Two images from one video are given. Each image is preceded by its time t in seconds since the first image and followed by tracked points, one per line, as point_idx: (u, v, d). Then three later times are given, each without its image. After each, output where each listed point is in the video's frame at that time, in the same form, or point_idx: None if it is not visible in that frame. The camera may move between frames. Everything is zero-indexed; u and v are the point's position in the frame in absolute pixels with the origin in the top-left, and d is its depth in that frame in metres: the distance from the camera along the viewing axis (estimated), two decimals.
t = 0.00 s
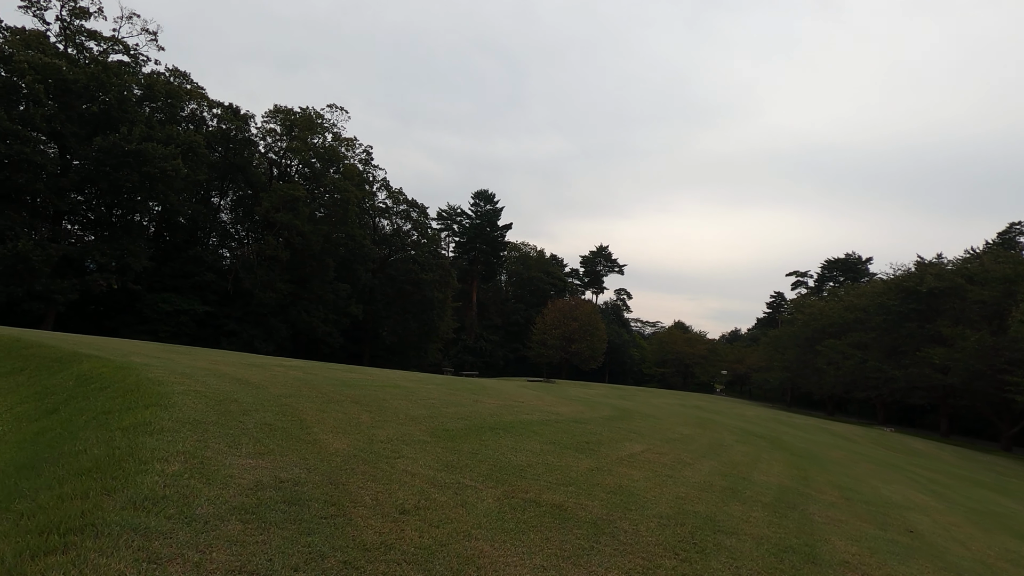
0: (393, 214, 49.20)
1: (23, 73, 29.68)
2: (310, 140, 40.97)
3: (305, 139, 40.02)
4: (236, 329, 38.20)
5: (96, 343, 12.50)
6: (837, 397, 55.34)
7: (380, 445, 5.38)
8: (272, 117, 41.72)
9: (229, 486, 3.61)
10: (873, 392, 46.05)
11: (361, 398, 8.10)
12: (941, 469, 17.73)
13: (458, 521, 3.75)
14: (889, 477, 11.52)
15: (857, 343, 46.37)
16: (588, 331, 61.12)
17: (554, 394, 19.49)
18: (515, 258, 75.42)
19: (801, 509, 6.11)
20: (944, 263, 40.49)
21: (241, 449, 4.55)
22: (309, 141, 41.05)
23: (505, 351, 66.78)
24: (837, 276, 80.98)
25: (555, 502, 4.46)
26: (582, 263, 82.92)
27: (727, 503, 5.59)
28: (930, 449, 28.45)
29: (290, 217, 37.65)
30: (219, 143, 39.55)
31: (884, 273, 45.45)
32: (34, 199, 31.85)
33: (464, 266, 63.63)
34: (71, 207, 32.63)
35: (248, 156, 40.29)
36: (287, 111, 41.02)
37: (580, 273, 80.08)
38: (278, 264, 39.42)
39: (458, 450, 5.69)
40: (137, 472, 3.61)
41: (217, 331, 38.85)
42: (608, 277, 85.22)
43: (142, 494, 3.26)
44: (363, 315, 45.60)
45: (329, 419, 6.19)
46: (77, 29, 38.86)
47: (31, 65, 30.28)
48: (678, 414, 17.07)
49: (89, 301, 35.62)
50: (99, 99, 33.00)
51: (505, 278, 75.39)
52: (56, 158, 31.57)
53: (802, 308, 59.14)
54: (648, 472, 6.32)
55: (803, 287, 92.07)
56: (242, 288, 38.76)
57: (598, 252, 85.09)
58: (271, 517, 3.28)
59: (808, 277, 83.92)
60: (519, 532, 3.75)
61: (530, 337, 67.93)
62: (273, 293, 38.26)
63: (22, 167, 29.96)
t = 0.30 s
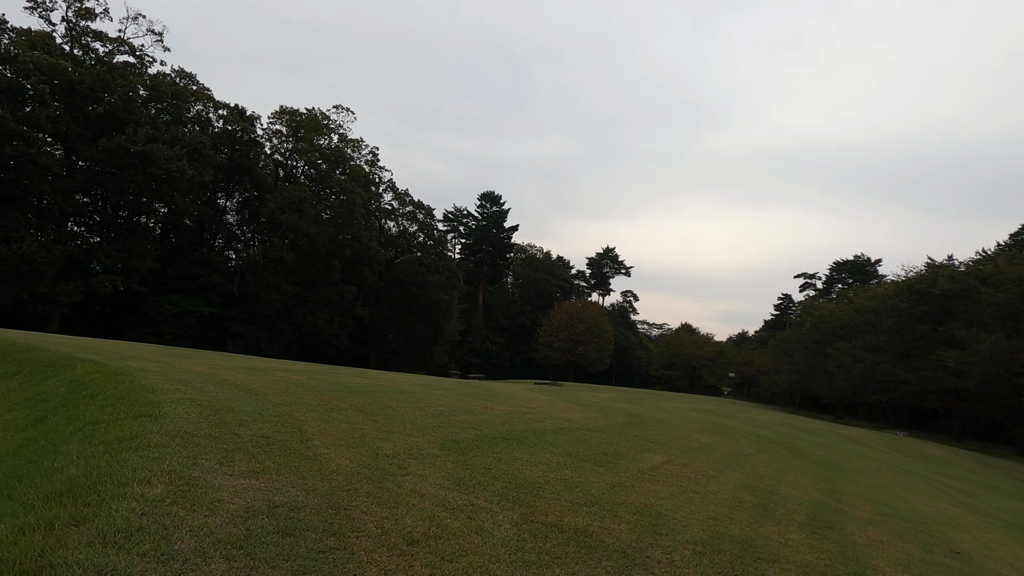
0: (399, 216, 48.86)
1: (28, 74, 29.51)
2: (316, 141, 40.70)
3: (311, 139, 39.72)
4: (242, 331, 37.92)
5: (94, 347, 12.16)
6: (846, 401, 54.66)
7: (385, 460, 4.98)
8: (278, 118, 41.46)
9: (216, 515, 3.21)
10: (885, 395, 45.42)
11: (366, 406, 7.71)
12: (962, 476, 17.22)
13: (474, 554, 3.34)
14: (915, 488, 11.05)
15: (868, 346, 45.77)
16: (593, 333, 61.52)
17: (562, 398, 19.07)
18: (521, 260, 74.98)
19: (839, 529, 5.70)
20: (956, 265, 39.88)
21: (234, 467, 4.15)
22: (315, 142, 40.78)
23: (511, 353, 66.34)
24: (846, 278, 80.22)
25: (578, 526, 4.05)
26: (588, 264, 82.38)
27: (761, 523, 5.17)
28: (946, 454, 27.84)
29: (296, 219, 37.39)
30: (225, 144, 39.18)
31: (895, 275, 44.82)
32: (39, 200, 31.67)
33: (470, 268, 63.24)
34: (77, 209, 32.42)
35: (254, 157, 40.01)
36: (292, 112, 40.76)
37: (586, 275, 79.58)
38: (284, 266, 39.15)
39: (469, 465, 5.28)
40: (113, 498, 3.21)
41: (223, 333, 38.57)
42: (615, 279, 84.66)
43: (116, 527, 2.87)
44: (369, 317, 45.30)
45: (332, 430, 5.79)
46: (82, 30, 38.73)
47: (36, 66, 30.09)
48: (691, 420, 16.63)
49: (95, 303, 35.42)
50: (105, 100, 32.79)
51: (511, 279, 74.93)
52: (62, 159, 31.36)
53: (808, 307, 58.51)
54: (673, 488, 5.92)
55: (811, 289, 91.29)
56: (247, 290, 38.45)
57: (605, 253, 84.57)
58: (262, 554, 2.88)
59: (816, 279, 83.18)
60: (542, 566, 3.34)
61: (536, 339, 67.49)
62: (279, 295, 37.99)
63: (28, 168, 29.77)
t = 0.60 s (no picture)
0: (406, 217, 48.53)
1: (35, 75, 29.36)
2: (323, 142, 40.46)
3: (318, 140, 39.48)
4: (248, 333, 37.66)
5: (95, 353, 11.83)
6: (857, 404, 53.93)
7: (396, 480, 4.60)
8: (285, 119, 41.22)
9: (207, 558, 2.84)
10: (898, 398, 44.76)
11: (374, 416, 7.33)
12: (986, 485, 16.69)
13: None
14: (945, 500, 10.59)
15: (880, 348, 45.12)
16: (601, 335, 61.17)
17: (573, 403, 18.63)
18: (528, 261, 74.56)
19: (884, 555, 5.30)
20: (971, 266, 39.25)
21: (231, 492, 3.77)
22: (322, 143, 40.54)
23: (518, 355, 65.90)
24: (856, 280, 79.39)
25: (610, 562, 3.67)
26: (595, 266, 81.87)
27: (803, 550, 4.79)
28: (963, 459, 27.25)
29: (303, 220, 37.13)
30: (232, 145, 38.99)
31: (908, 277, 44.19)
32: (46, 202, 31.50)
33: (477, 269, 62.87)
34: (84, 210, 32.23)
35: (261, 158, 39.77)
36: (299, 112, 40.49)
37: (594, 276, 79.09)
38: (291, 268, 38.90)
39: (487, 485, 4.90)
40: (91, 538, 2.84)
41: (229, 335, 38.34)
42: (622, 280, 84.11)
43: None
44: (376, 319, 45.00)
45: (338, 447, 5.42)
46: (89, 32, 38.65)
47: (43, 67, 29.94)
48: (707, 426, 16.17)
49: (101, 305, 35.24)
50: (112, 101, 32.60)
51: (518, 281, 74.52)
52: (68, 161, 31.19)
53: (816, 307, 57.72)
54: (705, 509, 5.51)
55: (820, 290, 90.50)
56: (254, 292, 38.20)
57: (612, 255, 84.10)
58: None
59: (825, 280, 82.42)
60: None
61: (543, 341, 67.06)
62: (286, 297, 37.71)
63: (34, 170, 29.61)
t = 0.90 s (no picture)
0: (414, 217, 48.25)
1: (43, 75, 29.21)
2: (330, 142, 40.22)
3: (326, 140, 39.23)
4: (256, 333, 37.46)
5: (97, 354, 11.53)
6: (869, 405, 53.24)
7: (404, 496, 4.24)
8: (292, 118, 40.99)
9: None
10: (911, 400, 44.11)
11: (381, 422, 6.97)
12: (1011, 490, 16.20)
13: None
14: (976, 508, 10.16)
15: (894, 349, 44.46)
16: (610, 335, 60.67)
17: (584, 405, 18.24)
18: (535, 261, 74.13)
19: None
20: (987, 266, 38.58)
21: (224, 512, 3.40)
22: (329, 143, 40.30)
23: (526, 355, 65.52)
24: (867, 280, 78.53)
25: None
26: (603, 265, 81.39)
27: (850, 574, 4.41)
28: (981, 462, 26.67)
29: (311, 220, 36.87)
30: (240, 145, 38.78)
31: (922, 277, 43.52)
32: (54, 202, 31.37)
33: (485, 269, 62.53)
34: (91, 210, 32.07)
35: (269, 157, 39.54)
36: (307, 112, 40.24)
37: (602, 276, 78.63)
38: (298, 267, 38.66)
39: (504, 501, 4.53)
40: None
41: (237, 335, 38.15)
42: (630, 280, 83.59)
43: None
44: (384, 319, 44.72)
45: (342, 457, 5.06)
46: (97, 31, 38.55)
47: (51, 66, 29.80)
48: (723, 429, 15.76)
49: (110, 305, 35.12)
50: (119, 101, 32.42)
51: (526, 281, 74.16)
52: (75, 160, 31.02)
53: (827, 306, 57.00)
54: (738, 524, 5.13)
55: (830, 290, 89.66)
56: (261, 292, 38.00)
57: (620, 255, 83.61)
58: None
59: (835, 280, 81.62)
60: None
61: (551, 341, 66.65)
62: (293, 297, 37.47)
63: (42, 169, 29.46)
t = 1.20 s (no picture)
0: (420, 217, 47.84)
1: (47, 74, 29.01)
2: (336, 142, 39.89)
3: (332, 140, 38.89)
4: (262, 334, 37.13)
5: (91, 357, 11.13)
6: (880, 406, 52.48)
7: (404, 519, 3.80)
8: (298, 118, 40.68)
9: None
10: (924, 402, 43.39)
11: (384, 430, 6.54)
12: None
13: None
14: (1012, 520, 9.63)
15: (907, 350, 43.74)
16: (617, 336, 60.10)
17: (594, 408, 17.77)
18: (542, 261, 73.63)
19: None
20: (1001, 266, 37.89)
21: (198, 544, 2.99)
22: (335, 143, 39.98)
23: (533, 356, 65.02)
24: (876, 280, 77.61)
25: None
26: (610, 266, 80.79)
27: None
28: (999, 466, 26.02)
29: (316, 220, 36.52)
30: (245, 145, 38.46)
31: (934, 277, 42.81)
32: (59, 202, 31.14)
33: (491, 270, 62.08)
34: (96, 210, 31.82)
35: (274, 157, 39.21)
36: (312, 112, 39.88)
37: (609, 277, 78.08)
38: (304, 268, 38.35)
39: (514, 522, 4.10)
40: None
41: (243, 336, 37.83)
42: (637, 281, 82.97)
43: None
44: (390, 320, 44.34)
45: (337, 472, 4.64)
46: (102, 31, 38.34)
47: (56, 66, 29.59)
48: (739, 434, 15.24)
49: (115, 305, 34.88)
50: (124, 100, 32.16)
51: (533, 282, 73.67)
52: (80, 160, 30.78)
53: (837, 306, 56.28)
54: (773, 546, 4.69)
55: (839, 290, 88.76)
56: (267, 293, 37.68)
57: (627, 255, 83.05)
58: None
59: (845, 281, 80.71)
60: None
61: (558, 342, 66.13)
62: (299, 297, 37.14)
63: (46, 169, 29.23)
